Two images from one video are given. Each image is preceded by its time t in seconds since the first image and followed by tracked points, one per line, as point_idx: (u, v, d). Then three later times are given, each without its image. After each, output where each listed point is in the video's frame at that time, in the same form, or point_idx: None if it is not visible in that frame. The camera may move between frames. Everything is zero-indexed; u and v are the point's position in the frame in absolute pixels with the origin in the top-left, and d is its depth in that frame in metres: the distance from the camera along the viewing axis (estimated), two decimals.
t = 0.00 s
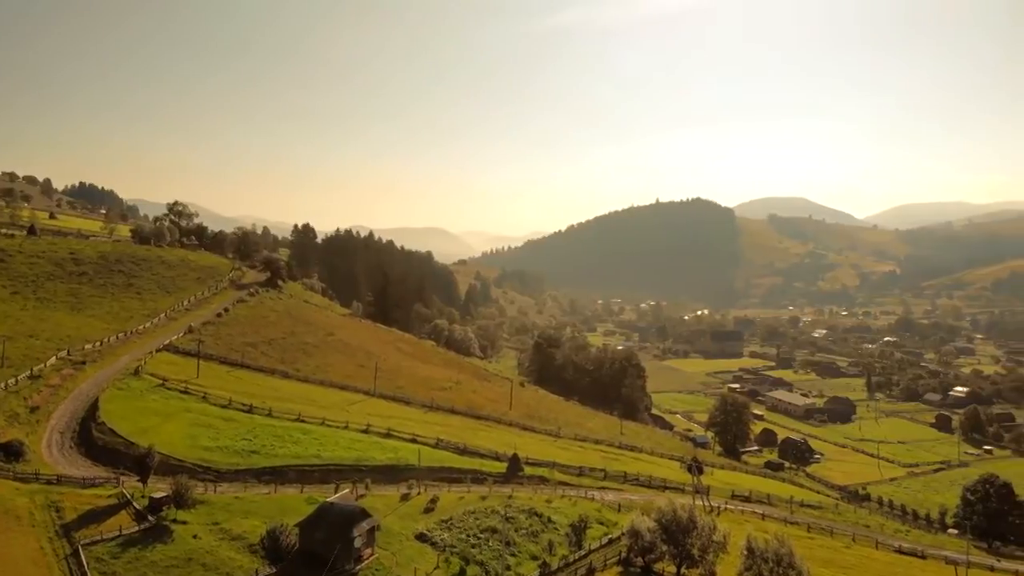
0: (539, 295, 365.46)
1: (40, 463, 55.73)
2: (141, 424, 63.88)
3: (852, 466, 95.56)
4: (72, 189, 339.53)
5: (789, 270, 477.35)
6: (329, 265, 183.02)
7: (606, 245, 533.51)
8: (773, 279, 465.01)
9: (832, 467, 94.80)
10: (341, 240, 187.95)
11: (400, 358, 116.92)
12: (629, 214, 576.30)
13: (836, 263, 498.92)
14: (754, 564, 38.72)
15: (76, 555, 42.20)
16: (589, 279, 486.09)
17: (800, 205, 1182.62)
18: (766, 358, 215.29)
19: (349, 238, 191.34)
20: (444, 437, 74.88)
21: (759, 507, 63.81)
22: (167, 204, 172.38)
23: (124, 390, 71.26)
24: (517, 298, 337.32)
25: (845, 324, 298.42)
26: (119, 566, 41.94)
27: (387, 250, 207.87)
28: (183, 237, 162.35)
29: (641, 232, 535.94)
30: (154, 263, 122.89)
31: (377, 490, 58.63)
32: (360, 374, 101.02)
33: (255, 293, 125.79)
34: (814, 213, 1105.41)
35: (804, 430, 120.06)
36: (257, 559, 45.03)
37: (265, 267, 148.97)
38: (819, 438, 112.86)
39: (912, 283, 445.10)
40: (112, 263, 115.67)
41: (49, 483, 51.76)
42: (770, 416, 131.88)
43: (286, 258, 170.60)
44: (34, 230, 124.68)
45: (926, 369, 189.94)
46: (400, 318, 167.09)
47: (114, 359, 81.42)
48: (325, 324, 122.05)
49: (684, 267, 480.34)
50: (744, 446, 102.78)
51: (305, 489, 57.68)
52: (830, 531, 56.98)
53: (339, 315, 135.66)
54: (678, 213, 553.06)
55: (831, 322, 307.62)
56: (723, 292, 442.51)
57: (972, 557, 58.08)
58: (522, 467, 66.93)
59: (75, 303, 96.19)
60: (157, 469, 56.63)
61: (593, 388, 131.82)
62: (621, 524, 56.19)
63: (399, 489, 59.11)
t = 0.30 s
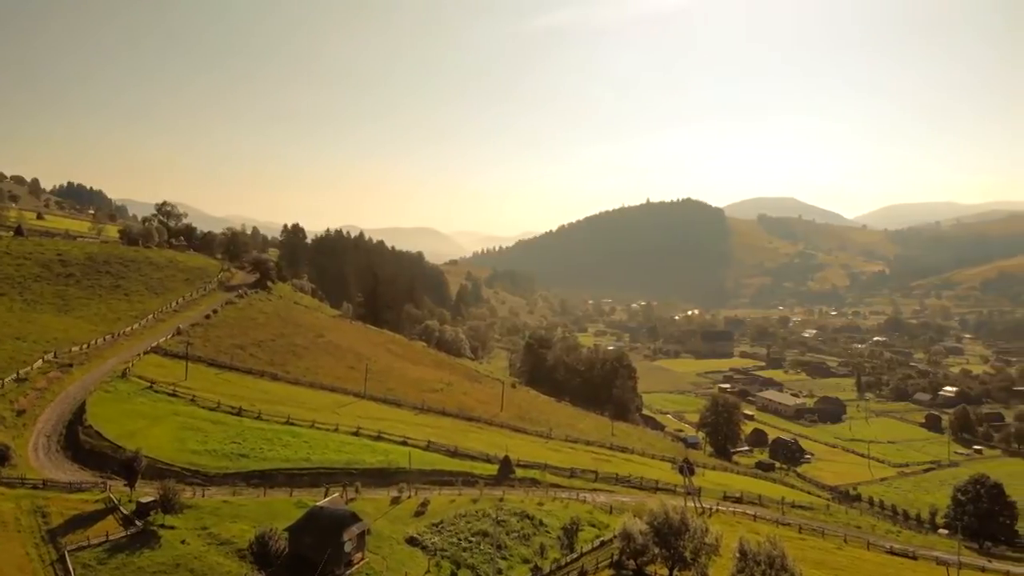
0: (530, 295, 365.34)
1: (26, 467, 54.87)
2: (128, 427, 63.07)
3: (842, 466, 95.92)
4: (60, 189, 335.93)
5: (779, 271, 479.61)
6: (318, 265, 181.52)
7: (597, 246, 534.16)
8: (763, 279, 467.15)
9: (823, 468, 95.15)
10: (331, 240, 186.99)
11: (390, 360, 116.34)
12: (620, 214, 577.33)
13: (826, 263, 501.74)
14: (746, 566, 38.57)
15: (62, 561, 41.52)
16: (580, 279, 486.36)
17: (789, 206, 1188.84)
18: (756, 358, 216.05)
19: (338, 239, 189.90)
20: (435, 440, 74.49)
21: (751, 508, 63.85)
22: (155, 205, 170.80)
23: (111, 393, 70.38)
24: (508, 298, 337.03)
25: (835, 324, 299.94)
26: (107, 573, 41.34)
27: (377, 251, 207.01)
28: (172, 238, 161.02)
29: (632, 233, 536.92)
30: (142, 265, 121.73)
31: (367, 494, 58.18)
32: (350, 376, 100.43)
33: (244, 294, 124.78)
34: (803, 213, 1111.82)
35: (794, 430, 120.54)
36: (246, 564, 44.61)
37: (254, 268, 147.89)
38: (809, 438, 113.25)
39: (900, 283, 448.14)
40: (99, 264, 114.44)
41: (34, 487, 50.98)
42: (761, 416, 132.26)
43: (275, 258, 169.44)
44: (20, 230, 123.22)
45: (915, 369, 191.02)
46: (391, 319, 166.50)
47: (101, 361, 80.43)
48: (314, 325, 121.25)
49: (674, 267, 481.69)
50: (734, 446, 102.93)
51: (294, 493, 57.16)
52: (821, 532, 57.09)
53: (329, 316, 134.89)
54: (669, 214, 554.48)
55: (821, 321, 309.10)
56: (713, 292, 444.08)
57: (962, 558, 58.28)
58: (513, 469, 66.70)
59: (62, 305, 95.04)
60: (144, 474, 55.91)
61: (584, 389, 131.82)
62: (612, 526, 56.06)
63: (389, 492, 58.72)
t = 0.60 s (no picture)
0: (521, 296, 365.34)
1: (11, 471, 54.01)
2: (116, 430, 62.23)
3: (833, 466, 96.31)
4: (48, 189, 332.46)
5: (768, 271, 481.93)
6: (308, 266, 180.40)
7: (588, 245, 534.86)
8: (754, 279, 469.31)
9: (813, 468, 95.58)
10: (320, 240, 185.95)
11: (381, 361, 115.77)
12: (611, 215, 578.36)
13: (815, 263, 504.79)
14: (739, 569, 38.42)
15: (48, 567, 40.81)
16: (571, 279, 486.58)
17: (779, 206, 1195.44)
18: (746, 358, 216.88)
19: (328, 238, 188.83)
20: (425, 442, 74.05)
21: (742, 510, 63.91)
22: (144, 204, 169.28)
23: (98, 396, 69.52)
24: (498, 298, 336.82)
25: (825, 324, 301.66)
26: None
27: (367, 251, 206.15)
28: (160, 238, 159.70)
29: (623, 233, 537.93)
30: (130, 265, 120.52)
31: (357, 497, 57.73)
32: (340, 378, 99.79)
33: (233, 295, 123.75)
34: (792, 213, 1118.39)
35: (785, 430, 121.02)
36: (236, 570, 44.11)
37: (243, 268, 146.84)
38: (800, 439, 113.69)
39: (889, 283, 451.44)
40: (87, 265, 113.19)
41: (20, 491, 50.16)
42: (751, 416, 132.68)
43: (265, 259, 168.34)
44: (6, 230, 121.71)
45: (904, 369, 192.21)
46: (381, 320, 165.80)
47: (89, 364, 79.42)
48: (304, 326, 120.46)
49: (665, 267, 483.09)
50: (725, 447, 103.12)
51: (284, 496, 56.62)
52: (813, 534, 57.18)
53: (319, 317, 134.14)
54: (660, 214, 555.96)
55: (811, 321, 310.62)
56: (704, 293, 445.79)
57: (953, 558, 58.47)
58: (504, 471, 66.44)
59: (49, 306, 93.90)
60: (131, 477, 55.18)
61: (575, 389, 131.79)
62: (604, 528, 55.89)
63: (379, 496, 58.28)
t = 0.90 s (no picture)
0: (512, 296, 365.38)
1: None
2: (103, 433, 61.39)
3: (823, 467, 96.65)
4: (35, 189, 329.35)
5: (759, 271, 484.25)
6: (298, 266, 179.33)
7: (578, 246, 535.41)
8: (744, 279, 471.45)
9: (804, 468, 95.96)
10: (310, 241, 184.99)
11: (371, 363, 115.15)
12: (602, 215, 579.29)
13: (805, 263, 507.76)
14: (731, 571, 38.31)
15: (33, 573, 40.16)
16: (561, 279, 486.85)
17: (767, 207, 1203.19)
18: (737, 358, 217.75)
19: (319, 239, 187.81)
20: (416, 444, 73.66)
21: (734, 511, 63.97)
22: (132, 205, 167.97)
23: (85, 398, 68.59)
24: (489, 298, 336.62)
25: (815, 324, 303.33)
26: None
27: (358, 251, 205.29)
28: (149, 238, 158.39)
29: (613, 233, 538.90)
30: (118, 266, 119.34)
31: (347, 500, 57.31)
32: (330, 380, 99.14)
33: (222, 296, 122.75)
34: (782, 213, 1125.33)
35: (775, 431, 121.52)
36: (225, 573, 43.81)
37: (232, 269, 145.77)
38: (790, 439, 114.15)
39: (878, 283, 454.59)
40: (74, 265, 111.93)
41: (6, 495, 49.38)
42: (742, 417, 133.12)
43: (254, 259, 167.22)
44: None
45: (894, 369, 193.46)
46: (372, 321, 165.15)
47: (75, 366, 78.34)
48: (294, 328, 119.58)
49: (656, 267, 484.36)
50: (716, 448, 103.28)
51: (273, 500, 56.10)
52: (804, 535, 57.30)
53: (309, 319, 133.40)
54: (651, 215, 557.48)
55: (801, 322, 312.29)
56: (694, 293, 447.39)
57: (944, 559, 58.74)
58: (496, 473, 66.20)
59: (36, 308, 92.76)
60: (119, 481, 54.43)
61: (566, 390, 131.75)
62: (596, 531, 55.76)
63: (370, 499, 57.87)
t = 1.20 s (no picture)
0: (503, 296, 365.25)
1: None
2: (91, 437, 60.60)
3: (814, 467, 96.99)
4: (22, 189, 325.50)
5: (749, 271, 486.33)
6: (288, 267, 178.06)
7: (569, 245, 535.83)
8: (734, 279, 473.36)
9: (795, 468, 96.32)
10: (300, 241, 183.94)
11: (361, 364, 114.49)
12: (593, 215, 580.01)
13: (795, 263, 510.46)
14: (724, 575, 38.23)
15: None
16: (552, 279, 487.22)
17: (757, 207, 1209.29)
18: (727, 358, 218.55)
19: (309, 239, 186.74)
20: (406, 447, 73.22)
21: (726, 513, 63.99)
22: (120, 205, 166.33)
23: (72, 401, 67.71)
24: (480, 299, 336.25)
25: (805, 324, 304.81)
26: None
27: (348, 251, 204.30)
28: (137, 239, 156.99)
29: (604, 233, 539.73)
30: (106, 267, 118.08)
31: (337, 504, 56.85)
32: (320, 381, 98.44)
33: (210, 297, 121.68)
34: (771, 213, 1131.89)
35: (766, 431, 121.89)
36: None
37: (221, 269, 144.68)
38: (781, 439, 114.56)
39: (867, 283, 457.50)
40: (61, 266, 110.65)
41: None
42: (733, 417, 133.44)
43: (243, 260, 166.09)
44: None
45: (883, 369, 194.57)
46: (362, 322, 164.35)
47: (62, 368, 77.33)
48: (283, 329, 118.72)
49: (646, 267, 485.45)
50: (708, 448, 103.40)
51: (262, 504, 55.56)
52: (796, 536, 57.38)
53: (299, 320, 132.57)
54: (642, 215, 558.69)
55: (791, 322, 313.82)
56: (684, 293, 448.77)
57: (936, 560, 58.98)
58: (487, 476, 65.90)
59: (22, 310, 91.63)
60: (106, 485, 53.67)
61: (557, 391, 131.53)
62: (587, 533, 55.59)
63: (360, 502, 57.43)
